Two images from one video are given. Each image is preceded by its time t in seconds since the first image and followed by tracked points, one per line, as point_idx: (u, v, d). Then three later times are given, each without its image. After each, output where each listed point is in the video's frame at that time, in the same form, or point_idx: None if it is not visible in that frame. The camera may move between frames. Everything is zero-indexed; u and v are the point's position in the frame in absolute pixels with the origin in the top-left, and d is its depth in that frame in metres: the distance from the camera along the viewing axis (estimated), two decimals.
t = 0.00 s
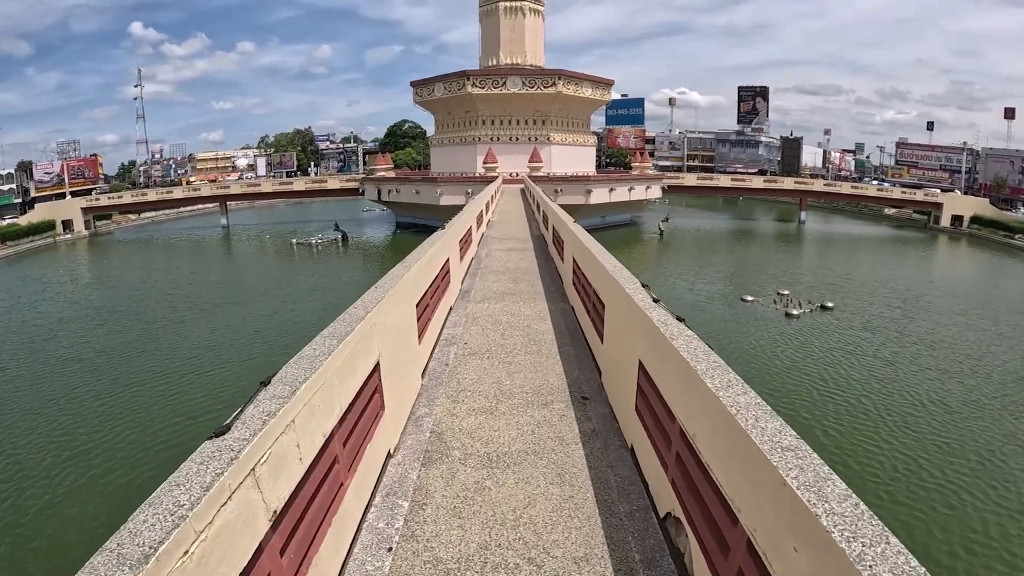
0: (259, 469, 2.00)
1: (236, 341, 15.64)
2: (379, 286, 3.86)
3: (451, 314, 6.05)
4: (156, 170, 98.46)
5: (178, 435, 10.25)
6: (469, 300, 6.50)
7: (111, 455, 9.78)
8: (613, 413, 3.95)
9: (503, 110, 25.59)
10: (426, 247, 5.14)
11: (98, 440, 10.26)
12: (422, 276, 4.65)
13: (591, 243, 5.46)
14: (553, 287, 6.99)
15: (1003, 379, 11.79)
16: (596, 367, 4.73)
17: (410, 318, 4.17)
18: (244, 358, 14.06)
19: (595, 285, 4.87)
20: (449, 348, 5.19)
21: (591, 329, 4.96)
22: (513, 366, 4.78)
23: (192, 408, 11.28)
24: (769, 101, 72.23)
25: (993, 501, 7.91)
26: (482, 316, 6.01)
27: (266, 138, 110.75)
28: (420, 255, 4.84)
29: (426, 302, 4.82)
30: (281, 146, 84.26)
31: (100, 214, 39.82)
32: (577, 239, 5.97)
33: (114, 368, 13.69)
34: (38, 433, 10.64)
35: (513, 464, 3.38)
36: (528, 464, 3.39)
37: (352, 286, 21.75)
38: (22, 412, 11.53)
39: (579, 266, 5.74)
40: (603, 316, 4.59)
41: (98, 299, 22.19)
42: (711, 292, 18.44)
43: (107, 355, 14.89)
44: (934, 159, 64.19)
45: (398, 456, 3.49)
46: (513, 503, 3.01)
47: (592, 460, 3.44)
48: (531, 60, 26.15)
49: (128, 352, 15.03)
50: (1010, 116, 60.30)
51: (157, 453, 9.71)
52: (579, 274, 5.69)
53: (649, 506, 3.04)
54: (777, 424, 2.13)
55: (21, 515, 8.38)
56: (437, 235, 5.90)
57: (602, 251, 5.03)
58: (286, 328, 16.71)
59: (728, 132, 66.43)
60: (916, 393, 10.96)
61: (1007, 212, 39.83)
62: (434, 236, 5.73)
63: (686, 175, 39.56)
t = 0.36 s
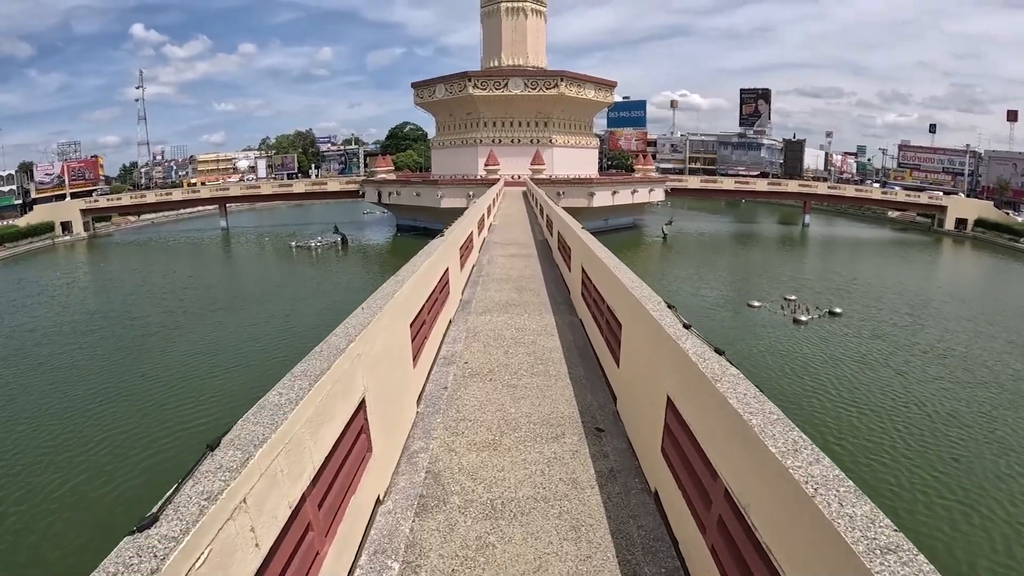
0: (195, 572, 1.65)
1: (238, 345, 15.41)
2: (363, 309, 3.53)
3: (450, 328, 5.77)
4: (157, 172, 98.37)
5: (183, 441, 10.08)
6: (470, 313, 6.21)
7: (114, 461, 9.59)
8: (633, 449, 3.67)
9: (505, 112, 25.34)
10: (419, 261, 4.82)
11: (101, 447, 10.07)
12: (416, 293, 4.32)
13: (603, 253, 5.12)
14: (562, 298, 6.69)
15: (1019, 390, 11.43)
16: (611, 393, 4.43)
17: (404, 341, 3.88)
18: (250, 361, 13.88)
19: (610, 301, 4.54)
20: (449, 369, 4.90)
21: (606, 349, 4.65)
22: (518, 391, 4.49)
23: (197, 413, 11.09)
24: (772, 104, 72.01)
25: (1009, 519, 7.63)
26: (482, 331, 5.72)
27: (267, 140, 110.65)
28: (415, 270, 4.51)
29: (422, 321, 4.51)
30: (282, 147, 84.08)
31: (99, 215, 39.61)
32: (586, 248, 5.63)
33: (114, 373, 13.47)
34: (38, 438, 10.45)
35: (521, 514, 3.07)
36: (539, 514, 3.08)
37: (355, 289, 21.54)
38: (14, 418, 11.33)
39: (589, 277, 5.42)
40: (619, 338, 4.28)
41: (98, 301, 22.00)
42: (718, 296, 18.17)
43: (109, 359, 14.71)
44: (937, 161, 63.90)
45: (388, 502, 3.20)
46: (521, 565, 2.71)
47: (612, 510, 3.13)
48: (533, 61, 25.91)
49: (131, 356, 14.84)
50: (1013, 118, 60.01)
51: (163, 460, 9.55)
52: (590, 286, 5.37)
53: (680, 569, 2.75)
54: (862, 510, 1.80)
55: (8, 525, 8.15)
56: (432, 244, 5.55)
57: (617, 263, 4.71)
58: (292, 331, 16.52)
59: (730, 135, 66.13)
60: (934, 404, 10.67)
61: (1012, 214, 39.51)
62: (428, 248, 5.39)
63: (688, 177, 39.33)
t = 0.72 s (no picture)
0: None
1: (238, 348, 15.15)
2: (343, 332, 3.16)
3: (450, 342, 5.50)
4: (159, 173, 98.41)
5: (180, 449, 9.77)
6: (470, 326, 5.87)
7: (108, 469, 9.30)
8: (658, 493, 3.30)
9: (508, 112, 25.08)
10: (410, 274, 4.44)
11: (95, 453, 9.78)
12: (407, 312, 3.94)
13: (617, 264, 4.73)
14: (572, 310, 6.33)
15: None
16: (630, 422, 4.07)
17: (392, 366, 3.54)
18: (251, 367, 13.57)
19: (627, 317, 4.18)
20: (448, 391, 4.57)
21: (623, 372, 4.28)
22: (524, 419, 4.12)
23: (196, 419, 10.79)
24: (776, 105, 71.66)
25: None
26: (483, 347, 5.37)
27: (269, 142, 110.71)
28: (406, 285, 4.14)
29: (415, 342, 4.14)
30: (285, 148, 84.02)
31: (100, 216, 39.51)
32: (598, 256, 5.24)
33: (113, 378, 13.21)
34: (32, 442, 10.19)
35: None
36: None
37: (357, 291, 21.30)
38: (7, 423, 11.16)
39: (603, 288, 5.03)
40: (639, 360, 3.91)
41: (97, 303, 21.81)
42: (726, 300, 17.88)
43: (108, 363, 14.45)
44: (941, 163, 63.53)
45: (375, 556, 2.88)
46: None
47: (638, 570, 2.76)
48: (537, 62, 25.66)
49: (131, 360, 14.59)
50: (1018, 119, 59.58)
51: (159, 467, 9.24)
52: (604, 297, 5.00)
53: None
54: None
55: None
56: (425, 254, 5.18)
57: (635, 275, 4.33)
58: (294, 335, 16.24)
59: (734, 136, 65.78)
60: (952, 412, 10.38)
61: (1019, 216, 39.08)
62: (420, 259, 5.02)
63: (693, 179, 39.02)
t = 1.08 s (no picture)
0: None
1: (239, 352, 14.90)
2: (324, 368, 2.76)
3: (453, 358, 5.17)
4: (163, 174, 98.50)
5: (180, 455, 9.50)
6: (472, 345, 5.48)
7: (105, 476, 9.03)
8: (688, 547, 2.88)
9: (512, 113, 24.82)
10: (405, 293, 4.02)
11: (92, 459, 9.51)
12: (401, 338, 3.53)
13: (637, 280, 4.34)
14: (583, 328, 5.93)
15: None
16: (653, 458, 3.66)
17: (384, 402, 3.08)
18: (253, 370, 13.30)
19: (649, 340, 3.79)
20: (449, 419, 4.19)
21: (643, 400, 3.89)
22: (532, 456, 3.70)
23: (195, 424, 10.52)
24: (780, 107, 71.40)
25: None
26: (486, 369, 4.97)
27: (272, 143, 110.81)
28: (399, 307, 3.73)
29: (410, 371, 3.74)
30: (288, 150, 83.98)
31: (102, 218, 39.39)
32: (614, 270, 4.84)
33: (111, 380, 12.94)
34: (27, 447, 9.95)
35: None
36: None
37: (360, 294, 21.07)
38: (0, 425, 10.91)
39: (619, 305, 4.64)
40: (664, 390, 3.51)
41: (97, 306, 21.59)
42: (734, 304, 17.52)
43: (108, 365, 14.19)
44: (946, 164, 63.14)
45: None
46: None
47: None
48: (541, 62, 25.42)
49: (132, 361, 14.33)
50: None
51: (157, 475, 8.97)
52: (620, 315, 4.61)
53: None
54: None
55: None
56: (420, 269, 4.75)
57: (659, 294, 3.94)
58: (297, 338, 15.99)
59: (738, 138, 65.43)
60: (974, 424, 10.07)
61: None
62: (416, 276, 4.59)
63: (698, 181, 38.68)
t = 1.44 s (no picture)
0: None
1: (239, 354, 14.68)
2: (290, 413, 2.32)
3: (454, 375, 4.79)
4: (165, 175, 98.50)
5: (172, 463, 9.26)
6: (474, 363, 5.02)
7: (97, 483, 8.83)
8: None
9: (515, 114, 24.56)
10: (396, 311, 3.58)
11: (83, 465, 9.31)
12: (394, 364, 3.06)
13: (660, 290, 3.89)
14: (594, 343, 5.50)
15: None
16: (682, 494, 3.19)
17: (370, 446, 2.58)
18: (250, 374, 13.04)
19: (676, 360, 3.35)
20: (448, 450, 3.63)
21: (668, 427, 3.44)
22: (544, 495, 3.12)
23: (189, 429, 10.30)
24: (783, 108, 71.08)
25: None
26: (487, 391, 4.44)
27: (275, 144, 110.84)
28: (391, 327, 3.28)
29: (403, 401, 3.27)
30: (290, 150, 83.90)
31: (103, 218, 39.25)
32: (632, 279, 4.41)
33: (108, 384, 12.75)
34: (16, 452, 9.77)
35: None
36: None
37: (361, 296, 20.87)
38: None
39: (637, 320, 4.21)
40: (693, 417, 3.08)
41: (96, 307, 21.43)
42: (744, 305, 17.15)
43: (105, 368, 13.99)
44: (950, 165, 62.77)
45: None
46: None
47: None
48: (544, 62, 25.17)
49: (130, 365, 14.14)
50: None
51: (150, 483, 8.75)
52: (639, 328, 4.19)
53: None
54: None
55: None
56: (413, 283, 4.34)
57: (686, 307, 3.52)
58: (296, 341, 15.75)
59: (740, 138, 65.14)
60: (993, 433, 9.77)
61: None
62: (409, 290, 4.18)
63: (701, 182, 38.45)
